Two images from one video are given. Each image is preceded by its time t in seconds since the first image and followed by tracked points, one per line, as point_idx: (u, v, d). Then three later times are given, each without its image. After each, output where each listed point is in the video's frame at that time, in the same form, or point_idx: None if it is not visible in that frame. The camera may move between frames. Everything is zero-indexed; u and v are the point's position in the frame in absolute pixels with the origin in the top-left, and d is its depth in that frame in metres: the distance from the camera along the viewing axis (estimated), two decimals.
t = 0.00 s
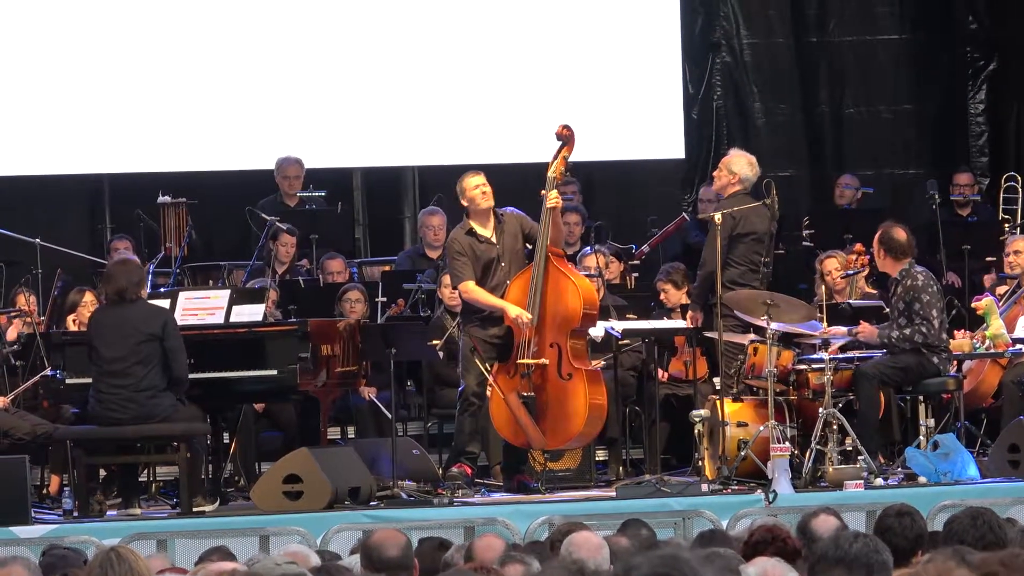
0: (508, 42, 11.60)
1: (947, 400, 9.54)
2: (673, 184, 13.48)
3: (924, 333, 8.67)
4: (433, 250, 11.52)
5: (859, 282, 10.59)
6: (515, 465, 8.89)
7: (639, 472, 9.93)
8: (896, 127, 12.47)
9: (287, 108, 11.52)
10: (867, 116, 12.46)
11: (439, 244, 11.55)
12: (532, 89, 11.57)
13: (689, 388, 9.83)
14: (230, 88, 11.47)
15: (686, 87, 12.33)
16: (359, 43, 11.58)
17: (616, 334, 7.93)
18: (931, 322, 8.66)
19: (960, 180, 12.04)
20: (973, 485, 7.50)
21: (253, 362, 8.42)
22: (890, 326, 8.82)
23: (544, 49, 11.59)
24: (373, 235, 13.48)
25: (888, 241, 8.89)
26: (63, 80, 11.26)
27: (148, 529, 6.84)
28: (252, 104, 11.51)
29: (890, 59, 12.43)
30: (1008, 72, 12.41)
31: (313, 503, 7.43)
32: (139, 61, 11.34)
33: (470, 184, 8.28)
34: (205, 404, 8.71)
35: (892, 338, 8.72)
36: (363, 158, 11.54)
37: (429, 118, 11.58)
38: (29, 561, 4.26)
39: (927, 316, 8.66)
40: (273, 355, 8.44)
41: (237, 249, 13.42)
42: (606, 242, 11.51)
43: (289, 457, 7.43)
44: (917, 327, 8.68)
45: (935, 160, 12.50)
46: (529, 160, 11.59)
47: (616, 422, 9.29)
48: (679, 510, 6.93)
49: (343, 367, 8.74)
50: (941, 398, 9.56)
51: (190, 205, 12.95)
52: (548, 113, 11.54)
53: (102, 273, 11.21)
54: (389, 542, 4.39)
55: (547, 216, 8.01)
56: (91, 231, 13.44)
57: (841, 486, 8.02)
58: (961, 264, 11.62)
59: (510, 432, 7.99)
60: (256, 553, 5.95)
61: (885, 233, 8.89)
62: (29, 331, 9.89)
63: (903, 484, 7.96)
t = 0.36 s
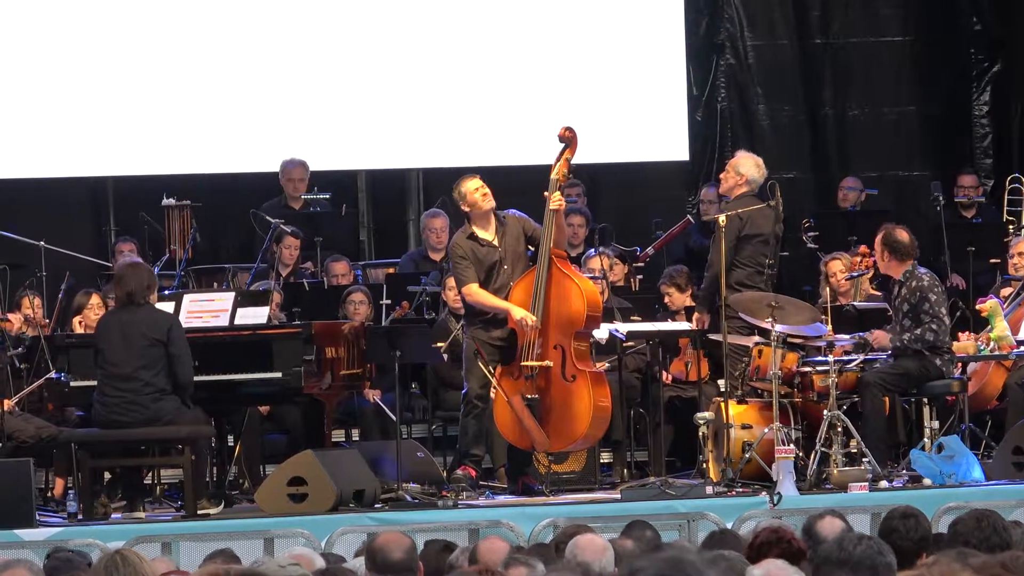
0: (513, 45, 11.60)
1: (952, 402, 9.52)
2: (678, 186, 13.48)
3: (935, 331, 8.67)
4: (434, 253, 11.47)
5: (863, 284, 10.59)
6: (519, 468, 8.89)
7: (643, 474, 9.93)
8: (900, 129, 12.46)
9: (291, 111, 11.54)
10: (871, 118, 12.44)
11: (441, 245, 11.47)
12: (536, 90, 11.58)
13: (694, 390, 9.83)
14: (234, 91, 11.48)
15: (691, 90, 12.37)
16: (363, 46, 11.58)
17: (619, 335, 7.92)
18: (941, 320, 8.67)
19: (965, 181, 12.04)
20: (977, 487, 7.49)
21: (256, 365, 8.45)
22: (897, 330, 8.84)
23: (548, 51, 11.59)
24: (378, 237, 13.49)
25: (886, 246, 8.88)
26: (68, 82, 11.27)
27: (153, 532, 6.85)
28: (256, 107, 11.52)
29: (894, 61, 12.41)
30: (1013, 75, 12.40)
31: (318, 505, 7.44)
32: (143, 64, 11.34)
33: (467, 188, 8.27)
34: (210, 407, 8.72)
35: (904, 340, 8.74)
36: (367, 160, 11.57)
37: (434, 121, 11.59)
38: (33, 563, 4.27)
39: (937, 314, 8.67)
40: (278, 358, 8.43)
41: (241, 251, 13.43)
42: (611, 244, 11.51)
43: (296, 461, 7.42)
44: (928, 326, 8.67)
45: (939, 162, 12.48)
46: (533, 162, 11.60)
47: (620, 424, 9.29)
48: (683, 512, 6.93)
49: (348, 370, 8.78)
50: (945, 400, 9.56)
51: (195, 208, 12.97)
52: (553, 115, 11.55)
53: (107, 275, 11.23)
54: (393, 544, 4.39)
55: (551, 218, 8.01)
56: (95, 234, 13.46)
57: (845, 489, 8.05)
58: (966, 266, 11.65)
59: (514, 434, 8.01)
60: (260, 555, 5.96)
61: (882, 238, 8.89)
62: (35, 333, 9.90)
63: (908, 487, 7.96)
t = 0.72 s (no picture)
0: (517, 47, 11.61)
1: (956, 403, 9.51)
2: (681, 187, 13.48)
3: (935, 335, 8.67)
4: (439, 255, 11.53)
5: (867, 285, 10.59)
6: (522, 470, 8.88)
7: (647, 476, 9.93)
8: (904, 130, 12.44)
9: (295, 113, 11.55)
10: (875, 119, 12.44)
11: (444, 248, 11.54)
12: (540, 92, 11.58)
13: (698, 391, 9.83)
14: (237, 94, 11.49)
15: (695, 92, 12.40)
16: (367, 48, 11.59)
17: (624, 336, 7.93)
18: (942, 324, 8.67)
19: (968, 183, 12.06)
20: (982, 488, 7.49)
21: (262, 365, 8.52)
22: (898, 329, 8.79)
23: (552, 53, 11.60)
24: (382, 239, 13.50)
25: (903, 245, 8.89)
26: (72, 86, 11.28)
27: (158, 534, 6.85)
28: (260, 109, 11.53)
29: (898, 62, 12.40)
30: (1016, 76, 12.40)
31: (324, 506, 7.46)
32: (147, 67, 11.35)
33: (472, 189, 8.29)
34: (214, 410, 8.73)
35: (904, 342, 8.72)
36: (371, 162, 11.59)
37: (438, 123, 11.60)
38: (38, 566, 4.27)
39: (939, 318, 8.65)
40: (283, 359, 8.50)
41: (245, 253, 13.45)
42: (615, 245, 11.51)
43: (299, 462, 7.47)
44: (928, 330, 8.67)
45: (942, 163, 12.48)
46: (537, 164, 11.61)
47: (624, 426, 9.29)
48: (687, 514, 6.93)
49: (352, 371, 8.72)
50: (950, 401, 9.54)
51: (199, 210, 12.98)
52: (557, 116, 11.56)
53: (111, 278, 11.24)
54: (398, 547, 4.39)
55: (557, 218, 8.01)
56: (99, 236, 13.48)
57: (850, 490, 8.07)
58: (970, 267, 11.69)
59: (519, 435, 7.98)
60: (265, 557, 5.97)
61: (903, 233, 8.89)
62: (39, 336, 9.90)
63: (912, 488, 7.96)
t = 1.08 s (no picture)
0: (518, 48, 11.61)
1: (958, 405, 9.50)
2: (683, 189, 13.48)
3: (938, 333, 8.66)
4: (433, 255, 11.55)
5: (869, 287, 10.59)
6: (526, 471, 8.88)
7: (649, 478, 9.93)
8: (905, 131, 12.44)
9: (297, 115, 11.55)
10: (877, 121, 12.43)
11: (439, 249, 11.57)
12: (541, 93, 11.58)
13: (700, 393, 9.83)
14: (239, 95, 11.49)
15: (696, 93, 12.40)
16: (369, 49, 11.59)
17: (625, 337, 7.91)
18: (945, 322, 8.65)
19: (970, 185, 12.09)
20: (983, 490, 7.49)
21: (262, 368, 8.56)
22: (901, 331, 8.78)
23: (554, 55, 11.60)
24: (384, 240, 13.50)
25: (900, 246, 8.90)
26: (73, 87, 11.29)
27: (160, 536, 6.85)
28: (262, 110, 11.53)
29: (899, 64, 12.39)
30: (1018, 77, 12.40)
31: (325, 508, 7.46)
32: (148, 68, 11.35)
33: (478, 190, 8.27)
34: (216, 412, 8.73)
35: (909, 341, 8.70)
36: (373, 164, 11.60)
37: (439, 125, 11.60)
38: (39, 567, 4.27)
39: (941, 315, 8.64)
40: (284, 362, 8.56)
41: (247, 255, 13.45)
42: (616, 247, 11.50)
43: (300, 464, 7.47)
44: (932, 328, 8.66)
45: (944, 164, 12.48)
46: (538, 165, 11.60)
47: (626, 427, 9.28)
48: (689, 515, 6.93)
49: (354, 372, 8.65)
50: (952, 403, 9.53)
51: (201, 212, 12.99)
52: (558, 118, 11.56)
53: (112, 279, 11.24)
54: (399, 548, 4.39)
55: (558, 219, 8.00)
56: (101, 237, 13.48)
57: (852, 491, 8.05)
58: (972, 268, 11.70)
59: (519, 438, 7.97)
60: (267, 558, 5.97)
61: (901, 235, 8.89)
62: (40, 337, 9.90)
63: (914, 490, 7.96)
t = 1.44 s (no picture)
0: (516, 48, 11.61)
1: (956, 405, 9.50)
2: (681, 189, 13.48)
3: (930, 340, 8.67)
4: (420, 257, 11.59)
5: (867, 288, 10.59)
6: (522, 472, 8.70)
7: (646, 478, 9.93)
8: (903, 132, 12.44)
9: (295, 114, 11.55)
10: (875, 121, 12.43)
11: (424, 250, 11.59)
12: (539, 93, 11.58)
13: (697, 393, 9.83)
14: (237, 94, 11.49)
15: (694, 93, 12.41)
16: (367, 49, 11.58)
17: (622, 337, 7.92)
18: (936, 330, 8.66)
19: (968, 186, 12.10)
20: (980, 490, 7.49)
21: (258, 368, 8.48)
22: (898, 332, 8.82)
23: (552, 55, 11.59)
24: (381, 240, 13.50)
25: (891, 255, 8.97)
26: (71, 86, 11.28)
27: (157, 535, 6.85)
28: (260, 110, 11.52)
29: (897, 64, 12.40)
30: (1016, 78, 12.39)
31: (323, 508, 7.46)
32: (146, 67, 11.34)
33: (487, 189, 8.28)
34: (213, 411, 8.72)
35: (902, 347, 8.73)
36: (371, 164, 11.59)
37: (437, 125, 11.60)
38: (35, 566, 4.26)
39: (933, 321, 8.66)
40: (280, 362, 8.49)
41: (245, 255, 13.44)
42: (614, 248, 11.49)
43: (296, 464, 7.47)
44: (924, 334, 8.68)
45: (942, 164, 12.48)
46: (536, 165, 11.60)
47: (623, 428, 9.28)
48: (686, 515, 6.93)
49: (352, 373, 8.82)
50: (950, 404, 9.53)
51: (199, 211, 12.98)
52: (555, 118, 11.56)
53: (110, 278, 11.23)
54: (397, 548, 4.38)
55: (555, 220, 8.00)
56: (98, 237, 13.47)
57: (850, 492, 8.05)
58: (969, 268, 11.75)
59: (516, 438, 7.97)
60: (264, 558, 5.96)
61: (889, 244, 8.95)
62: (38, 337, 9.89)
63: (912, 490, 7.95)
